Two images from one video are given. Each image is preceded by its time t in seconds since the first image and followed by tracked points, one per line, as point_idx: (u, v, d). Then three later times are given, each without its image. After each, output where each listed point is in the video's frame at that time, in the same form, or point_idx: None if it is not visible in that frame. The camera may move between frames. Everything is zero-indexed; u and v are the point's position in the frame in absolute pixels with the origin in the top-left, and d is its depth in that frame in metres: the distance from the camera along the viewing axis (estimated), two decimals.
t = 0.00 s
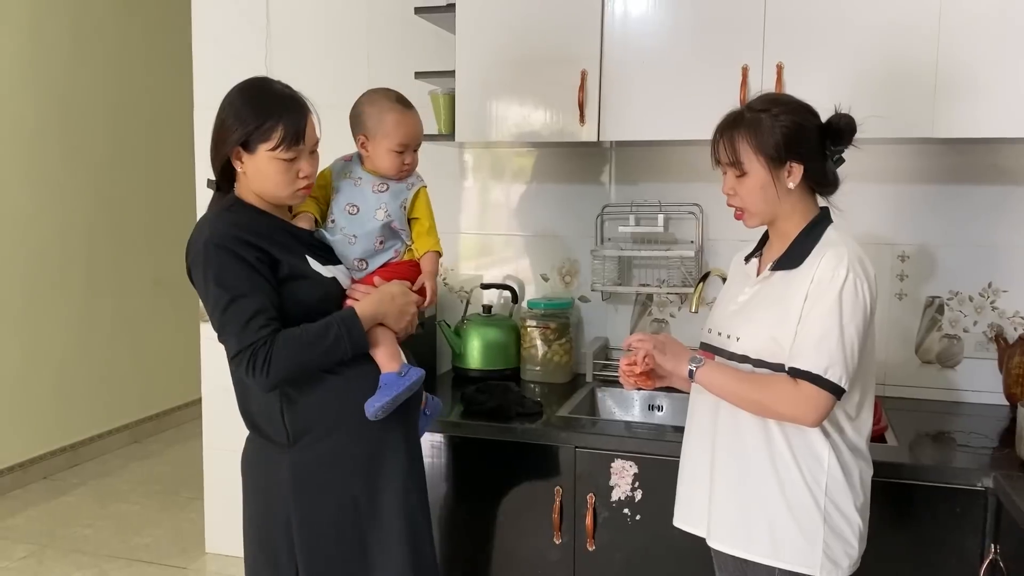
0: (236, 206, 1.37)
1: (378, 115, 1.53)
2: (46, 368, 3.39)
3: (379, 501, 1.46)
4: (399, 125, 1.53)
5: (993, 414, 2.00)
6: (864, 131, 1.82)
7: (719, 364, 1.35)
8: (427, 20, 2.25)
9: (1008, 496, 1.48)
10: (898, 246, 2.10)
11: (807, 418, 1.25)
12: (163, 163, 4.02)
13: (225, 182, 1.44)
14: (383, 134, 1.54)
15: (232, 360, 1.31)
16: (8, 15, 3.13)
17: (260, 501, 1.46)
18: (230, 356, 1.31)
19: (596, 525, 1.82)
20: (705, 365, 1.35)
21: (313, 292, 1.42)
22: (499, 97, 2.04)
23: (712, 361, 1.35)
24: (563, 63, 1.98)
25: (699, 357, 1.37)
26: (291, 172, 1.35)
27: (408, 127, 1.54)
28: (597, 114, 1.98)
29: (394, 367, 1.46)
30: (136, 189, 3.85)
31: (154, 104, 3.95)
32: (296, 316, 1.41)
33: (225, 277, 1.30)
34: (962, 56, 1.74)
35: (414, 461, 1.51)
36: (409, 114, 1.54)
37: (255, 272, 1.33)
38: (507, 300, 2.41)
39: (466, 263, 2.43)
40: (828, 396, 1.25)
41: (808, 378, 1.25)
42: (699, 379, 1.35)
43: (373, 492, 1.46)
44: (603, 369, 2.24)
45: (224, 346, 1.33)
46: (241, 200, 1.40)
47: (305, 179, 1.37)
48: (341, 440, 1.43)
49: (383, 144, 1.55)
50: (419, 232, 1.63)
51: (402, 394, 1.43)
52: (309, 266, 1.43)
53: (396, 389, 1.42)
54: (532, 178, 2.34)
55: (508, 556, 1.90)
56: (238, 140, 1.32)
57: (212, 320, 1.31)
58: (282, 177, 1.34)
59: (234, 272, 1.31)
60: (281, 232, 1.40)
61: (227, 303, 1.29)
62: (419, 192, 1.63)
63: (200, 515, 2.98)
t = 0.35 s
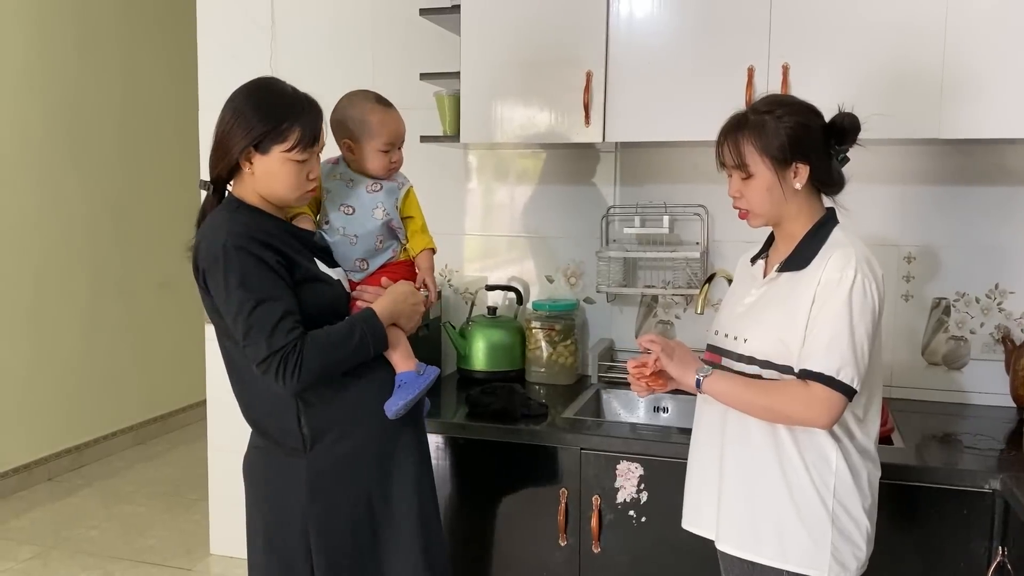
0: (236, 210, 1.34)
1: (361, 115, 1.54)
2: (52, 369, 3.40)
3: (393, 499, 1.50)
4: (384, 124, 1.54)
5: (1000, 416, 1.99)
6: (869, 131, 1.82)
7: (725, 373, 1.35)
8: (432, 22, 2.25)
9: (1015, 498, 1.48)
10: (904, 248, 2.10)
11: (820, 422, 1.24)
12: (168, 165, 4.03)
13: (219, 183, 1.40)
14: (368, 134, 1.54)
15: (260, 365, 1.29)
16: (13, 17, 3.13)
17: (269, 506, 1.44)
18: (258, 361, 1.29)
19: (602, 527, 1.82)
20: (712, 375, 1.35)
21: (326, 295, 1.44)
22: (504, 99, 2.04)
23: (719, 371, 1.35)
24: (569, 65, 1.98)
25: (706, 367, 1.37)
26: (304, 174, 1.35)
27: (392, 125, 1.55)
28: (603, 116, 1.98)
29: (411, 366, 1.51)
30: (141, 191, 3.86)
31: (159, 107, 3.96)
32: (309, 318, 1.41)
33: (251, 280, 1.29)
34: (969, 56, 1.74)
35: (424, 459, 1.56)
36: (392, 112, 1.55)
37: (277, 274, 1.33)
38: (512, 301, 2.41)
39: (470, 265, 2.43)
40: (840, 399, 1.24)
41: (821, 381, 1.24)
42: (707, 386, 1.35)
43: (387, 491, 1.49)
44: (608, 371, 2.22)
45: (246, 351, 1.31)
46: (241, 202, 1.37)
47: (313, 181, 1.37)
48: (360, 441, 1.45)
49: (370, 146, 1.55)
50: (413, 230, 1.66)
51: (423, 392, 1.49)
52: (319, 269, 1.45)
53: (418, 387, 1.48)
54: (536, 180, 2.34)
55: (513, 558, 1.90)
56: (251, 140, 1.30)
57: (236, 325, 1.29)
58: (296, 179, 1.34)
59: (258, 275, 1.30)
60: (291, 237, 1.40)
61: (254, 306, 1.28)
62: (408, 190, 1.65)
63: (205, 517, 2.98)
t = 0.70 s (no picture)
0: (248, 212, 1.34)
1: (354, 118, 1.54)
2: (54, 371, 3.40)
3: (404, 501, 1.50)
4: (376, 125, 1.54)
5: (1003, 419, 1.98)
6: (870, 132, 1.82)
7: (732, 380, 1.35)
8: (434, 24, 2.25)
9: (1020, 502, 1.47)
10: (906, 250, 2.09)
11: (830, 425, 1.24)
12: (171, 168, 4.03)
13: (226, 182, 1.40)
14: (362, 136, 1.55)
15: (280, 367, 1.29)
16: (15, 19, 3.14)
17: (279, 510, 1.44)
18: (277, 365, 1.29)
19: (604, 530, 1.81)
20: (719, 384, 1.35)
21: (339, 297, 1.44)
22: (506, 101, 2.04)
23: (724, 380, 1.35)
24: (572, 67, 1.98)
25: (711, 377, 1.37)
26: (315, 176, 1.36)
27: (385, 125, 1.55)
28: (605, 118, 1.98)
29: (423, 367, 1.52)
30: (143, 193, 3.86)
31: (161, 109, 3.96)
32: (323, 321, 1.41)
33: (271, 282, 1.29)
34: (971, 58, 1.73)
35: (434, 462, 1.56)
36: (384, 113, 1.54)
37: (294, 276, 1.33)
38: (514, 304, 2.41)
39: (472, 267, 2.43)
40: (848, 402, 1.24)
41: (827, 386, 1.24)
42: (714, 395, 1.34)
43: (399, 493, 1.49)
44: (610, 374, 2.22)
45: (265, 354, 1.30)
46: (250, 202, 1.37)
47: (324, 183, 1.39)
48: (373, 443, 1.45)
49: (364, 147, 1.55)
50: (414, 231, 1.68)
51: (434, 393, 1.50)
52: (331, 272, 1.45)
53: (430, 388, 1.49)
54: (538, 182, 2.34)
55: (516, 561, 1.89)
56: (264, 142, 1.30)
57: (256, 327, 1.28)
58: (307, 181, 1.35)
59: (277, 276, 1.30)
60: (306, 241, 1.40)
61: (274, 308, 1.28)
62: (407, 192, 1.66)
63: (207, 519, 2.98)
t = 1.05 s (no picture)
0: (260, 212, 1.34)
1: (362, 118, 1.54)
2: (55, 372, 3.40)
3: (413, 499, 1.50)
4: (384, 125, 1.53)
5: (1004, 420, 1.98)
6: (870, 133, 1.82)
7: (738, 377, 1.34)
8: (434, 24, 2.25)
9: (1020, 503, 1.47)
10: (906, 251, 2.09)
11: (836, 425, 1.24)
12: (172, 169, 4.03)
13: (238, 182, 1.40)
14: (371, 136, 1.54)
15: (294, 365, 1.29)
16: (15, 21, 3.14)
17: (289, 508, 1.44)
18: (292, 362, 1.29)
19: (605, 530, 1.81)
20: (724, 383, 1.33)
21: (351, 296, 1.44)
22: (506, 102, 2.04)
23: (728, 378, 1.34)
24: (572, 68, 1.98)
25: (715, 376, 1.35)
26: (325, 175, 1.36)
27: (394, 125, 1.54)
28: (605, 119, 1.98)
29: (434, 365, 1.52)
30: (144, 194, 3.87)
31: (162, 110, 3.97)
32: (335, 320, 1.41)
33: (285, 280, 1.29)
34: (971, 59, 1.73)
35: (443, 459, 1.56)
36: (392, 113, 1.54)
37: (307, 275, 1.33)
38: (515, 304, 2.41)
39: (473, 268, 2.43)
40: (851, 402, 1.24)
41: (833, 387, 1.24)
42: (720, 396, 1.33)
43: (408, 490, 1.49)
44: (611, 374, 2.22)
45: (280, 352, 1.30)
46: (261, 202, 1.37)
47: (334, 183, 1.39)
48: (384, 440, 1.45)
49: (372, 147, 1.55)
50: (423, 231, 1.67)
51: (445, 391, 1.50)
52: (343, 271, 1.45)
53: (441, 387, 1.49)
54: (539, 183, 2.34)
55: (518, 562, 1.89)
56: (276, 142, 1.31)
57: (270, 325, 1.28)
58: (318, 181, 1.35)
59: (291, 274, 1.30)
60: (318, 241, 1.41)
61: (289, 306, 1.28)
62: (417, 192, 1.65)
63: (208, 520, 2.98)
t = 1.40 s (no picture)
0: (268, 211, 1.34)
1: (369, 116, 1.53)
2: (52, 372, 3.39)
3: (416, 495, 1.50)
4: (391, 125, 1.52)
5: (1001, 419, 1.98)
6: (867, 132, 1.82)
7: (728, 376, 1.34)
8: (432, 24, 2.25)
9: (1017, 502, 1.47)
10: (903, 250, 2.09)
11: (826, 424, 1.24)
12: (170, 169, 4.03)
13: (241, 180, 1.39)
14: (376, 135, 1.53)
15: (302, 364, 1.30)
16: (12, 21, 3.14)
17: (293, 507, 1.43)
18: (300, 361, 1.30)
19: (602, 530, 1.81)
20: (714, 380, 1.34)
21: (358, 294, 1.44)
22: (504, 102, 2.04)
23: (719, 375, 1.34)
24: (570, 68, 1.98)
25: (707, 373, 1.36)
26: (332, 174, 1.37)
27: (400, 125, 1.53)
28: (603, 118, 1.98)
29: (438, 363, 1.53)
30: (143, 194, 3.87)
31: (160, 110, 3.97)
32: (343, 318, 1.42)
33: (292, 279, 1.29)
34: (967, 58, 1.74)
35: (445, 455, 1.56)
36: (399, 112, 1.53)
37: (314, 274, 1.34)
38: (513, 304, 2.41)
39: (471, 268, 2.42)
40: (842, 400, 1.24)
41: (824, 386, 1.24)
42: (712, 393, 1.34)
43: (411, 487, 1.49)
44: (608, 374, 2.22)
45: (288, 351, 1.31)
46: (267, 202, 1.36)
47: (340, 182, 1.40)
48: (388, 437, 1.45)
49: (378, 145, 1.55)
50: (426, 230, 1.68)
51: (449, 388, 1.50)
52: (350, 269, 1.46)
53: (445, 383, 1.49)
54: (537, 183, 2.34)
55: (515, 562, 1.89)
56: (285, 143, 1.31)
57: (278, 325, 1.29)
58: (326, 180, 1.36)
59: (299, 274, 1.30)
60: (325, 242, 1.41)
61: (296, 305, 1.28)
62: (421, 190, 1.66)
63: (206, 520, 2.97)
